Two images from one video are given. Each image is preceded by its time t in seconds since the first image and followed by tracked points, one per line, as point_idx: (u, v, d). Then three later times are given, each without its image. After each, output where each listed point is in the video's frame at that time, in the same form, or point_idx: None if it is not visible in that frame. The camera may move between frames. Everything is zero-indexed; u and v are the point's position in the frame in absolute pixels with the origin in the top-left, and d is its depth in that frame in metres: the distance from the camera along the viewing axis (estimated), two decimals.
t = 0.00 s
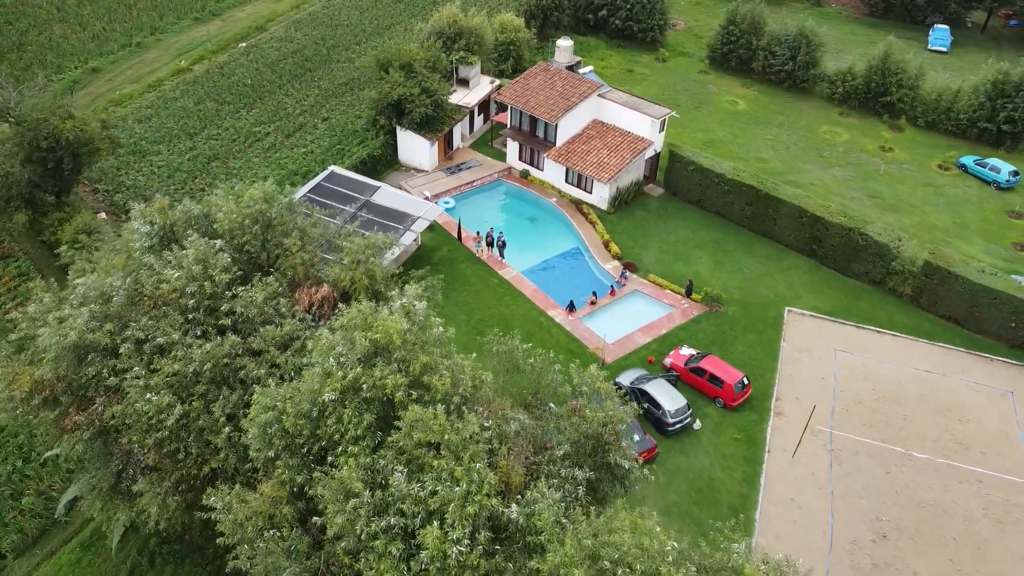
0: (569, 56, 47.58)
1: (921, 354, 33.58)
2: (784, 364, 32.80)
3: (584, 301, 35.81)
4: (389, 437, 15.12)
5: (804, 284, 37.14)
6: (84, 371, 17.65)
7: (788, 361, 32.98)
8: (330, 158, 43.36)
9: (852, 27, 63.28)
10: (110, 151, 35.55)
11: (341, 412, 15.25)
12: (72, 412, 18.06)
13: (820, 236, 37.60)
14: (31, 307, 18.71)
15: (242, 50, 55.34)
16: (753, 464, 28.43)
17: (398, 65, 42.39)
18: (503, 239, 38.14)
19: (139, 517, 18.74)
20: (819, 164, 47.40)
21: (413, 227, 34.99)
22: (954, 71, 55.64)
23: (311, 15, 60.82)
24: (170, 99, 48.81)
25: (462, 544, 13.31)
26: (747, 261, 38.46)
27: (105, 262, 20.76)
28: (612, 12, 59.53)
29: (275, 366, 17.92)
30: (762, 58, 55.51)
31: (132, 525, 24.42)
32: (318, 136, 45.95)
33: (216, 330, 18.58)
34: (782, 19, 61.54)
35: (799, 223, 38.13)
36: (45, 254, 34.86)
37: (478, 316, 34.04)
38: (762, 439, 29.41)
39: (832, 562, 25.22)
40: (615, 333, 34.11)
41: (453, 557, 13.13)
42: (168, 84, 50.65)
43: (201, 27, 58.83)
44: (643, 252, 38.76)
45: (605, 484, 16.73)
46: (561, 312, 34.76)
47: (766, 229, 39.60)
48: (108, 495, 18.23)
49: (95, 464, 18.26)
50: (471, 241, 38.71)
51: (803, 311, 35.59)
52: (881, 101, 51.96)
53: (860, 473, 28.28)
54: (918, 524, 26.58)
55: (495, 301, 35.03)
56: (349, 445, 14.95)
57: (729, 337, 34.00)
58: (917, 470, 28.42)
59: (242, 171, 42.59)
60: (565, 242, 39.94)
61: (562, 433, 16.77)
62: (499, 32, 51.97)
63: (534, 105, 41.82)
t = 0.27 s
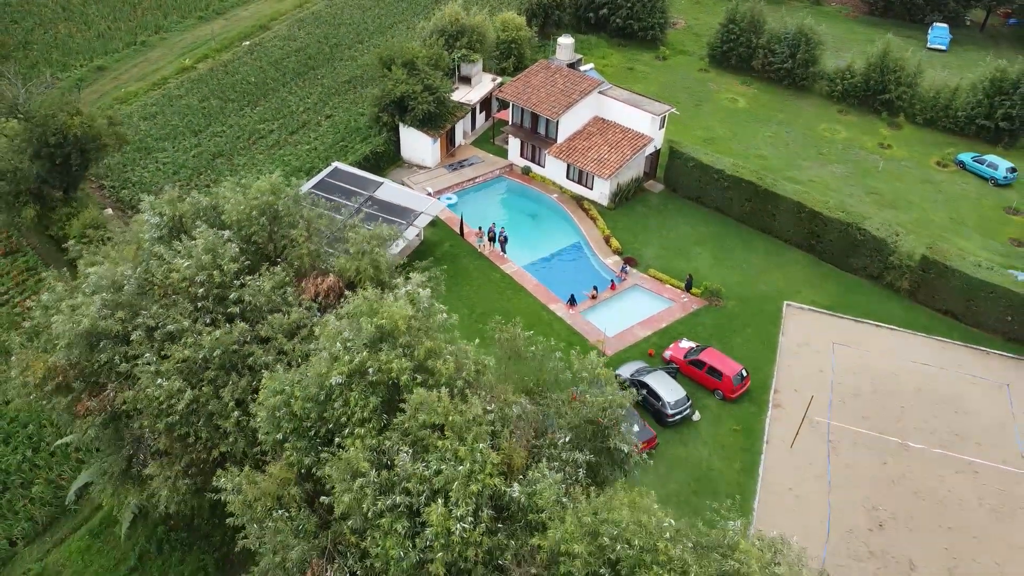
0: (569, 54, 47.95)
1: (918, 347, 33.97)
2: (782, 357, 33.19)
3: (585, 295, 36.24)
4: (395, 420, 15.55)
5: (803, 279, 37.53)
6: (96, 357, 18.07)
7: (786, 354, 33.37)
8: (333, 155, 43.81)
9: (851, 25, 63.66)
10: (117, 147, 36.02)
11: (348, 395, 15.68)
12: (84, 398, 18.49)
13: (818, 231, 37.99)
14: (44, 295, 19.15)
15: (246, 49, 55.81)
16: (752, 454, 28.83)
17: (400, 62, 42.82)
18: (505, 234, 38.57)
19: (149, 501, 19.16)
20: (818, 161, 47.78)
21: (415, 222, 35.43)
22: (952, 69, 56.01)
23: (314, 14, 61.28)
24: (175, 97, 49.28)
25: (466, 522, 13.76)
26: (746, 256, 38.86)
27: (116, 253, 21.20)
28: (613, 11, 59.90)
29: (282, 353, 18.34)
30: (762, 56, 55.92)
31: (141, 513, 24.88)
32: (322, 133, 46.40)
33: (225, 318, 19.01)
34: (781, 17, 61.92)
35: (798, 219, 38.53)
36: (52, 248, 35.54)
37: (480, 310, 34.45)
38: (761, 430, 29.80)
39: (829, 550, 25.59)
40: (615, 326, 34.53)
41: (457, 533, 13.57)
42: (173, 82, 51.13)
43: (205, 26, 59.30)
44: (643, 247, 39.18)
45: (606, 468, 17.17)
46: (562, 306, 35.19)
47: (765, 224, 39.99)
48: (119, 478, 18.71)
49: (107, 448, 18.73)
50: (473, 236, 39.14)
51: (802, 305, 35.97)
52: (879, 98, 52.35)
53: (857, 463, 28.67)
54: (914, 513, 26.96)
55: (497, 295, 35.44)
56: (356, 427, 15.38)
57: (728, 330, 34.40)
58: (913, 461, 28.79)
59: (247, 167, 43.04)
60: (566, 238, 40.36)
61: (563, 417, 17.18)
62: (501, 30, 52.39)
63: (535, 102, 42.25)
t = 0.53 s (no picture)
0: (571, 53, 48.14)
1: (917, 344, 34.15)
2: (782, 354, 33.38)
3: (585, 292, 36.45)
4: (398, 411, 15.78)
5: (803, 276, 37.71)
6: (103, 350, 18.29)
7: (786, 350, 33.56)
8: (335, 153, 44.04)
9: (851, 24, 63.84)
10: (121, 145, 36.26)
11: (351, 386, 15.89)
12: (90, 390, 18.70)
13: (818, 228, 38.17)
14: (51, 289, 19.36)
15: (248, 47, 56.04)
16: (751, 450, 29.01)
17: (402, 61, 43.02)
18: (506, 231, 38.78)
19: (155, 493, 19.39)
20: (818, 159, 47.97)
21: (417, 219, 35.64)
22: (952, 68, 56.17)
23: (316, 13, 61.51)
24: (178, 95, 49.52)
25: (468, 510, 13.97)
26: (746, 254, 39.05)
27: (121, 248, 21.42)
28: (614, 10, 60.02)
29: (286, 346, 18.56)
30: (762, 55, 56.11)
31: (145, 506, 25.13)
32: (324, 131, 46.63)
33: (230, 312, 19.23)
34: (781, 16, 62.09)
35: (798, 217, 38.72)
36: (56, 244, 35.88)
37: (481, 306, 34.67)
38: (760, 426, 29.99)
39: (828, 545, 25.77)
40: (616, 323, 34.74)
41: (460, 522, 13.78)
42: (176, 81, 51.38)
43: (207, 25, 59.56)
44: (644, 245, 39.39)
45: (606, 460, 17.39)
46: (563, 303, 35.39)
47: (765, 222, 40.18)
48: (125, 470, 18.94)
49: (113, 440, 18.95)
50: (475, 234, 39.34)
51: (802, 302, 36.16)
52: (879, 97, 52.52)
53: (856, 459, 28.87)
54: (912, 508, 27.15)
55: (498, 292, 35.65)
56: (359, 418, 15.58)
57: (728, 327, 34.59)
58: (912, 456, 28.97)
59: (250, 165, 43.27)
60: (567, 235, 40.56)
61: (563, 410, 17.38)
62: (502, 29, 52.58)
63: (536, 100, 42.49)
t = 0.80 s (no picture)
0: (571, 53, 48.20)
1: (917, 343, 34.22)
2: (782, 353, 33.45)
3: (586, 292, 36.52)
4: (399, 409, 15.86)
5: (802, 275, 37.80)
6: (106, 347, 18.39)
7: (785, 350, 33.63)
8: (336, 152, 44.13)
9: (851, 24, 63.94)
10: (122, 145, 36.37)
11: (353, 383, 15.98)
12: (93, 388, 18.80)
13: (817, 228, 38.26)
14: (53, 287, 19.46)
15: (249, 47, 56.13)
16: (751, 448, 29.09)
17: (403, 61, 43.11)
18: (507, 231, 38.85)
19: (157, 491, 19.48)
20: (818, 159, 48.05)
21: (418, 219, 35.75)
22: (952, 68, 56.27)
23: (317, 13, 61.61)
24: (179, 95, 49.64)
25: (469, 507, 14.06)
26: (746, 253, 39.12)
27: (123, 247, 21.50)
28: (614, 10, 59.99)
29: (287, 345, 18.63)
30: (762, 55, 56.20)
31: (147, 504, 25.26)
32: (325, 131, 46.72)
33: (232, 310, 19.31)
34: (781, 16, 62.18)
35: (798, 216, 38.80)
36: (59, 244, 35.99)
37: (482, 305, 34.75)
38: (760, 425, 30.07)
39: (827, 543, 25.85)
40: (616, 322, 34.81)
41: (460, 518, 13.86)
42: (177, 81, 51.47)
43: (208, 25, 59.66)
44: (644, 244, 39.48)
45: (606, 458, 17.51)
46: (563, 302, 35.46)
47: (765, 221, 40.26)
48: (127, 468, 19.01)
49: (115, 438, 19.03)
50: (475, 233, 39.41)
51: (801, 302, 36.24)
52: (879, 97, 52.62)
53: (856, 457, 28.94)
54: (911, 506, 27.22)
55: (499, 291, 35.73)
56: (360, 415, 15.68)
57: (727, 326, 34.67)
58: (911, 455, 29.06)
59: (250, 165, 43.36)
60: (568, 235, 40.66)
61: (565, 407, 17.45)
62: (502, 29, 52.65)
63: (537, 100, 42.59)
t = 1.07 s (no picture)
0: (571, 53, 48.27)
1: (917, 343, 34.25)
2: (782, 353, 33.48)
3: (586, 292, 36.56)
4: (399, 408, 15.92)
5: (802, 275, 37.83)
6: (107, 348, 18.45)
7: (785, 349, 33.66)
8: (336, 153, 44.20)
9: (851, 25, 64.01)
10: (123, 145, 36.47)
11: (354, 383, 16.04)
12: (94, 388, 18.85)
13: (817, 228, 38.31)
14: (55, 287, 19.53)
15: (250, 47, 56.23)
16: (751, 448, 29.13)
17: (404, 61, 43.19)
18: (507, 231, 38.90)
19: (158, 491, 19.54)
20: (818, 159, 48.11)
21: (418, 219, 35.81)
22: (952, 68, 56.32)
23: (318, 13, 61.70)
24: (180, 95, 49.72)
25: (469, 506, 14.11)
26: (746, 253, 39.16)
27: (125, 247, 21.57)
28: (614, 10, 60.12)
29: (288, 344, 18.69)
30: (762, 55, 56.28)
31: (148, 504, 25.33)
32: (325, 131, 46.80)
33: (233, 310, 19.37)
34: (782, 16, 62.24)
35: (798, 216, 38.86)
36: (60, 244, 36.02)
37: (483, 305, 34.81)
38: (760, 425, 30.11)
39: (826, 543, 25.88)
40: (616, 322, 34.85)
41: (460, 517, 13.91)
42: (177, 81, 51.57)
43: (209, 25, 59.77)
44: (644, 244, 39.54)
45: (606, 457, 17.58)
46: (563, 302, 35.51)
47: (765, 221, 40.31)
48: (129, 468, 19.07)
49: (117, 438, 19.08)
50: (475, 233, 39.47)
51: (801, 302, 36.26)
52: (879, 97, 52.68)
53: (855, 457, 28.98)
54: (911, 506, 27.26)
55: (500, 291, 35.79)
56: (361, 415, 15.73)
57: (727, 326, 34.73)
58: (911, 455, 29.09)
59: (251, 165, 43.43)
60: (568, 235, 40.71)
61: (565, 407, 17.50)
62: (503, 29, 52.72)
63: (537, 100, 42.67)
